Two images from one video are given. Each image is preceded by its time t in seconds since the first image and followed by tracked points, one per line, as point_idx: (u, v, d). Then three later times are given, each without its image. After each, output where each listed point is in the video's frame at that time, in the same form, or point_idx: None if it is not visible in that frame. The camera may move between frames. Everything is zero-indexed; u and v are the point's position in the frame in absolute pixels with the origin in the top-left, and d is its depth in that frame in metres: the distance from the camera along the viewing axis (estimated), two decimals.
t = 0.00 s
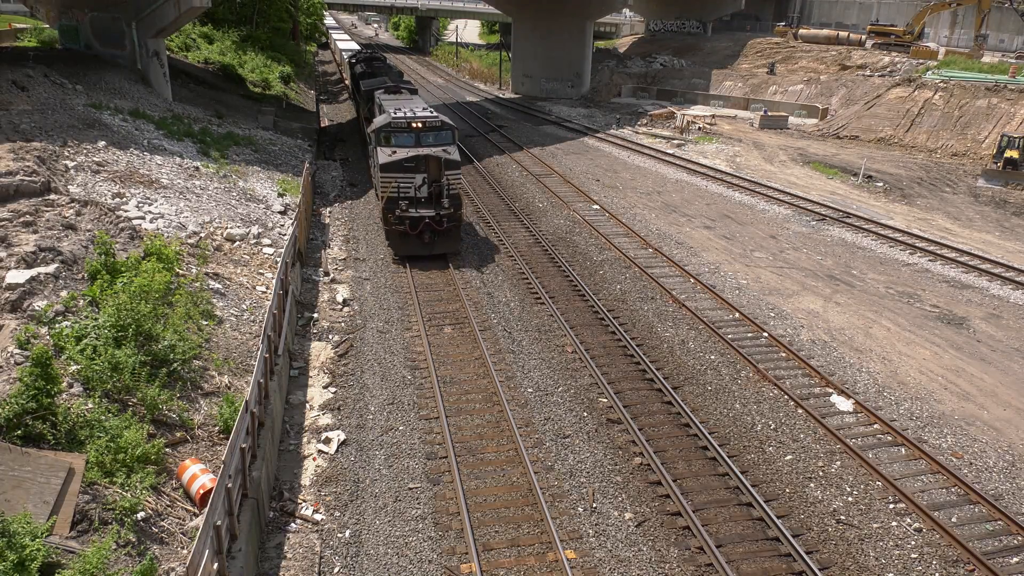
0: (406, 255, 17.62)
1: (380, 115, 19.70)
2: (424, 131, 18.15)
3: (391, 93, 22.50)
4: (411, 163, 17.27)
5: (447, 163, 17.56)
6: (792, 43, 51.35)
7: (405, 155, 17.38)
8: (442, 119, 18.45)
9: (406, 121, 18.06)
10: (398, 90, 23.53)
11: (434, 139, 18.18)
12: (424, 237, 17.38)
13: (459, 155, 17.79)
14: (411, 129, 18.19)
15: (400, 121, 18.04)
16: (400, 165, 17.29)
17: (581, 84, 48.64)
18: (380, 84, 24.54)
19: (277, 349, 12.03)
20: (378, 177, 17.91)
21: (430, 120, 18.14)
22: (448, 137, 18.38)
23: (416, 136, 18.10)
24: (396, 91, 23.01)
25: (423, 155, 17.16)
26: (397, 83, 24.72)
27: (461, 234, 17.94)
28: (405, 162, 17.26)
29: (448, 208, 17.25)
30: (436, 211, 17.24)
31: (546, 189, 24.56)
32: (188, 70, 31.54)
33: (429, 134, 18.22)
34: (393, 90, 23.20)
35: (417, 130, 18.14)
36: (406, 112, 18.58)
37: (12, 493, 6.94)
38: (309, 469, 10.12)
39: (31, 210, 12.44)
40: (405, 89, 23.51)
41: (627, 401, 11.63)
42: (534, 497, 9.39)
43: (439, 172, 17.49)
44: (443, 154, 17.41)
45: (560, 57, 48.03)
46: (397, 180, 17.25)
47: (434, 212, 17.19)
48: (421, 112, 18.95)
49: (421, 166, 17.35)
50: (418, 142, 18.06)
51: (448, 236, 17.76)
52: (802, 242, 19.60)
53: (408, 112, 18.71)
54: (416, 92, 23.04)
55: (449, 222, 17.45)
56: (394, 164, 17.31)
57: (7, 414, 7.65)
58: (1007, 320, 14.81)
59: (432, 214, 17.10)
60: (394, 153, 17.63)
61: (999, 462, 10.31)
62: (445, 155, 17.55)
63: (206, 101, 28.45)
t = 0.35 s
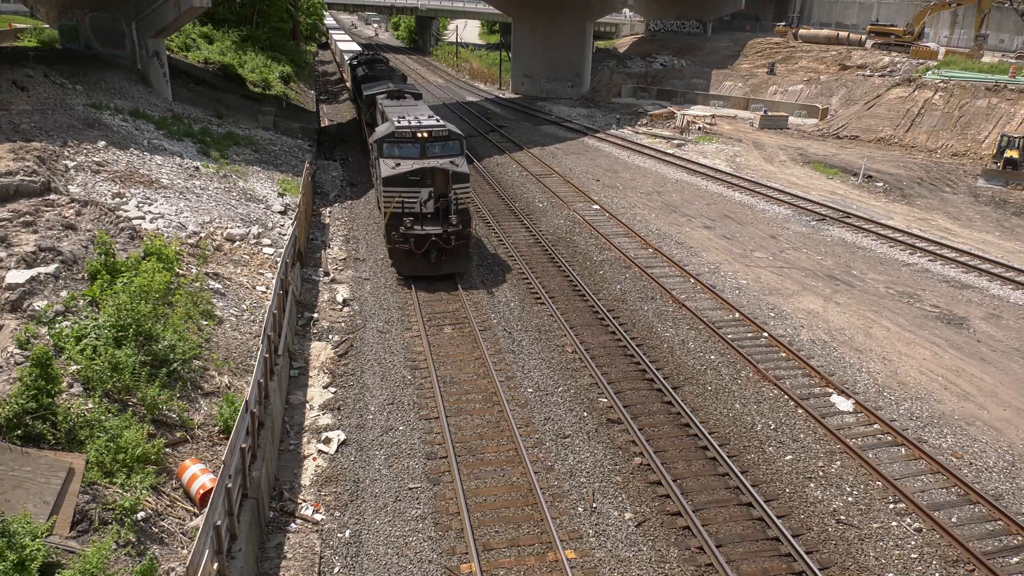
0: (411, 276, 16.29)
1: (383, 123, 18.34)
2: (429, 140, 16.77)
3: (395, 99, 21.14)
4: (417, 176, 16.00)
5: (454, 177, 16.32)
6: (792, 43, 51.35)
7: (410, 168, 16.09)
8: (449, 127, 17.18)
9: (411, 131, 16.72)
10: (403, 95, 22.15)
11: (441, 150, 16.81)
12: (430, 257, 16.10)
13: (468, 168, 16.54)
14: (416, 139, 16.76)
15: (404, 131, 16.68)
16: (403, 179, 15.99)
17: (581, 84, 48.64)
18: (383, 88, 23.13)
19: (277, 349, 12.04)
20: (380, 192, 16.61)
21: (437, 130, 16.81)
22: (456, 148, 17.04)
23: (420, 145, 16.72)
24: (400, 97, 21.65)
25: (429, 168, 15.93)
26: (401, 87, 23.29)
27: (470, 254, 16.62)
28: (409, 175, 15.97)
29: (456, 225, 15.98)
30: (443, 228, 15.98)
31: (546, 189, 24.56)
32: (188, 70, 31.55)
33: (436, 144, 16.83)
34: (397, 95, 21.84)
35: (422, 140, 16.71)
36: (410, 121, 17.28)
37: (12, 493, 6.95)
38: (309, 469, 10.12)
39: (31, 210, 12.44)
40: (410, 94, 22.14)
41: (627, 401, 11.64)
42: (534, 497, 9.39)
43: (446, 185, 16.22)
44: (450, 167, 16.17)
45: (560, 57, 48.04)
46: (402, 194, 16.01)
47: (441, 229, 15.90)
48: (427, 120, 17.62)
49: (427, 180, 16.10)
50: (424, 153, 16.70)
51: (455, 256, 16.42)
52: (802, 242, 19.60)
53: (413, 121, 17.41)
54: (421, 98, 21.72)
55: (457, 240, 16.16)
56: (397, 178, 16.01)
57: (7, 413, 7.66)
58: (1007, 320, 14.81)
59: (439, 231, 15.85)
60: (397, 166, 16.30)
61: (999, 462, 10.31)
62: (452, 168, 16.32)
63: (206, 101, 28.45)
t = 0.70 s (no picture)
0: (417, 299, 15.03)
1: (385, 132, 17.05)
2: (436, 152, 15.57)
3: (399, 105, 19.87)
4: (423, 191, 14.69)
5: (464, 192, 15.06)
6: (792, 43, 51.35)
7: (416, 183, 14.77)
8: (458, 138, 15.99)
9: (416, 142, 15.45)
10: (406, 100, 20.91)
11: (449, 163, 15.62)
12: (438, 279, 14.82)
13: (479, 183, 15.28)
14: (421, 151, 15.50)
15: (409, 142, 15.40)
16: (408, 194, 14.65)
17: (581, 84, 48.64)
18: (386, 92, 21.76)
19: (277, 349, 12.04)
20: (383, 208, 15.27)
21: (445, 141, 15.61)
22: (464, 161, 15.86)
23: (426, 158, 15.47)
24: (403, 102, 20.37)
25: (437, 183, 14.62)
26: (404, 90, 21.99)
27: (480, 276, 15.33)
28: (414, 190, 14.65)
29: (466, 245, 14.69)
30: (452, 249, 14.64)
31: (546, 189, 24.56)
32: (188, 70, 31.56)
33: (444, 157, 15.64)
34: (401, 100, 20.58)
35: (428, 152, 15.48)
36: (416, 131, 16.03)
37: (12, 493, 6.95)
38: (309, 469, 10.12)
39: (31, 210, 12.44)
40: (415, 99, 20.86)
41: (627, 401, 11.63)
42: (534, 497, 9.39)
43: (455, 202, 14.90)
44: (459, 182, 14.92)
45: (560, 57, 48.05)
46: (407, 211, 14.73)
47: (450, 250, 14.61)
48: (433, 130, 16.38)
49: (434, 196, 14.81)
50: (431, 165, 15.50)
51: (465, 278, 15.16)
52: (802, 242, 19.59)
53: (418, 131, 16.16)
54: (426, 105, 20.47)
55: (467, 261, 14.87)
56: (402, 193, 14.69)
57: (7, 413, 7.66)
58: (1007, 320, 14.81)
59: (447, 251, 14.55)
60: (401, 180, 14.98)
61: (999, 462, 10.31)
62: (461, 183, 15.04)
63: (206, 101, 28.46)
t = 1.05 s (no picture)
0: (424, 326, 13.78)
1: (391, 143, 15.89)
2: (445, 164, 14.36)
3: (405, 115, 18.82)
4: (431, 210, 13.49)
5: (475, 211, 13.77)
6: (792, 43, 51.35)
7: (423, 201, 13.58)
8: (468, 150, 14.83)
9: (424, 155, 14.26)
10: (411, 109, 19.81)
11: (459, 177, 14.44)
12: (446, 305, 13.59)
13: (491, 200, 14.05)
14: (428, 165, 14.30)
15: (416, 155, 14.20)
16: (414, 212, 13.47)
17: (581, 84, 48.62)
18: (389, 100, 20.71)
19: (277, 349, 12.05)
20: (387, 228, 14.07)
21: (454, 154, 14.39)
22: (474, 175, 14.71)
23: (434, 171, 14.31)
24: (408, 113, 19.32)
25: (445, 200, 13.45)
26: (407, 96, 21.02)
27: (493, 301, 14.11)
28: (421, 209, 13.46)
29: (477, 267, 13.43)
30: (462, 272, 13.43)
31: (546, 189, 24.57)
32: (188, 70, 31.56)
33: (453, 170, 14.44)
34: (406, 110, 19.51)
35: (437, 166, 14.28)
36: (423, 143, 14.87)
37: (12, 493, 6.95)
38: (309, 469, 10.13)
39: (31, 210, 12.44)
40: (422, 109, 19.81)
41: (627, 401, 11.63)
42: (534, 497, 9.39)
43: (465, 220, 13.72)
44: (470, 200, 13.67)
45: (560, 57, 48.06)
46: (412, 232, 13.56)
47: (460, 273, 13.36)
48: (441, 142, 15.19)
49: (443, 214, 13.56)
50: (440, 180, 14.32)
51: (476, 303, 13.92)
52: (802, 242, 19.60)
53: (426, 142, 14.99)
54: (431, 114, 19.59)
55: (479, 285, 13.62)
56: (407, 212, 13.47)
57: (7, 413, 7.66)
58: (1007, 320, 14.80)
59: (457, 275, 13.29)
60: (407, 198, 13.79)
61: (999, 462, 10.31)
62: (472, 200, 13.84)
63: (206, 101, 28.46)
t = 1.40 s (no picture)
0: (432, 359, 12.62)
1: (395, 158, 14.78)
2: (454, 180, 13.21)
3: (409, 126, 17.89)
4: (440, 232, 12.23)
5: (489, 233, 12.46)
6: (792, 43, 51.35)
7: (430, 221, 12.36)
8: (479, 165, 13.70)
9: (432, 171, 13.12)
10: (415, 119, 18.86)
11: (470, 194, 13.33)
12: (458, 337, 12.44)
13: (505, 219, 12.82)
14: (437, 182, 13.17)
15: (422, 171, 13.12)
16: (420, 233, 12.21)
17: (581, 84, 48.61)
18: (391, 108, 19.90)
19: (277, 349, 12.05)
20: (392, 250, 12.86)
21: (464, 169, 13.24)
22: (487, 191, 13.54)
23: (442, 188, 13.16)
24: (413, 122, 18.59)
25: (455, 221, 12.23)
26: (411, 102, 20.36)
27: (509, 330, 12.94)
28: (428, 230, 12.21)
29: (490, 296, 12.19)
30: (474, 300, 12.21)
31: (546, 189, 24.57)
32: (188, 70, 31.56)
33: (463, 187, 13.28)
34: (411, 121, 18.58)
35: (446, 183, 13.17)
36: (431, 157, 13.75)
37: (12, 493, 6.95)
38: (309, 469, 10.14)
39: (31, 210, 12.44)
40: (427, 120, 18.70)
41: (627, 401, 11.64)
42: (534, 497, 9.40)
43: (477, 242, 12.47)
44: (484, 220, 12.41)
45: (560, 58, 48.07)
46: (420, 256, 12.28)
47: (472, 302, 12.17)
48: (450, 156, 14.11)
49: (454, 236, 12.30)
50: (449, 199, 13.17)
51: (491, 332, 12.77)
52: (802, 242, 19.60)
53: (434, 157, 13.91)
54: (436, 122, 19.00)
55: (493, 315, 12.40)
56: (414, 234, 12.22)
57: (7, 413, 7.67)
58: (1007, 320, 14.80)
59: (469, 304, 12.09)
60: (414, 218, 12.64)
61: (999, 462, 10.31)
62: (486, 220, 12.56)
63: (206, 101, 28.46)
